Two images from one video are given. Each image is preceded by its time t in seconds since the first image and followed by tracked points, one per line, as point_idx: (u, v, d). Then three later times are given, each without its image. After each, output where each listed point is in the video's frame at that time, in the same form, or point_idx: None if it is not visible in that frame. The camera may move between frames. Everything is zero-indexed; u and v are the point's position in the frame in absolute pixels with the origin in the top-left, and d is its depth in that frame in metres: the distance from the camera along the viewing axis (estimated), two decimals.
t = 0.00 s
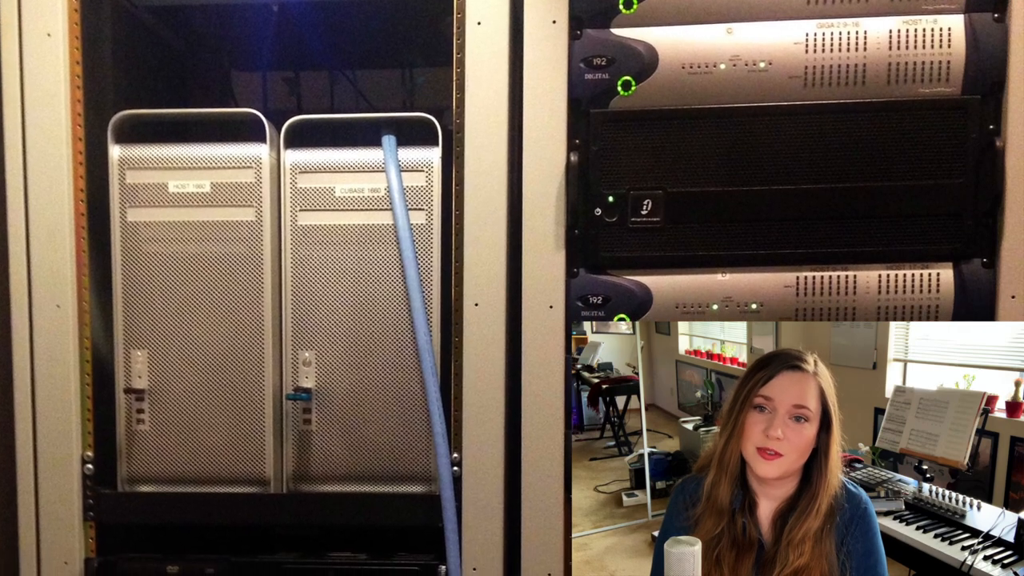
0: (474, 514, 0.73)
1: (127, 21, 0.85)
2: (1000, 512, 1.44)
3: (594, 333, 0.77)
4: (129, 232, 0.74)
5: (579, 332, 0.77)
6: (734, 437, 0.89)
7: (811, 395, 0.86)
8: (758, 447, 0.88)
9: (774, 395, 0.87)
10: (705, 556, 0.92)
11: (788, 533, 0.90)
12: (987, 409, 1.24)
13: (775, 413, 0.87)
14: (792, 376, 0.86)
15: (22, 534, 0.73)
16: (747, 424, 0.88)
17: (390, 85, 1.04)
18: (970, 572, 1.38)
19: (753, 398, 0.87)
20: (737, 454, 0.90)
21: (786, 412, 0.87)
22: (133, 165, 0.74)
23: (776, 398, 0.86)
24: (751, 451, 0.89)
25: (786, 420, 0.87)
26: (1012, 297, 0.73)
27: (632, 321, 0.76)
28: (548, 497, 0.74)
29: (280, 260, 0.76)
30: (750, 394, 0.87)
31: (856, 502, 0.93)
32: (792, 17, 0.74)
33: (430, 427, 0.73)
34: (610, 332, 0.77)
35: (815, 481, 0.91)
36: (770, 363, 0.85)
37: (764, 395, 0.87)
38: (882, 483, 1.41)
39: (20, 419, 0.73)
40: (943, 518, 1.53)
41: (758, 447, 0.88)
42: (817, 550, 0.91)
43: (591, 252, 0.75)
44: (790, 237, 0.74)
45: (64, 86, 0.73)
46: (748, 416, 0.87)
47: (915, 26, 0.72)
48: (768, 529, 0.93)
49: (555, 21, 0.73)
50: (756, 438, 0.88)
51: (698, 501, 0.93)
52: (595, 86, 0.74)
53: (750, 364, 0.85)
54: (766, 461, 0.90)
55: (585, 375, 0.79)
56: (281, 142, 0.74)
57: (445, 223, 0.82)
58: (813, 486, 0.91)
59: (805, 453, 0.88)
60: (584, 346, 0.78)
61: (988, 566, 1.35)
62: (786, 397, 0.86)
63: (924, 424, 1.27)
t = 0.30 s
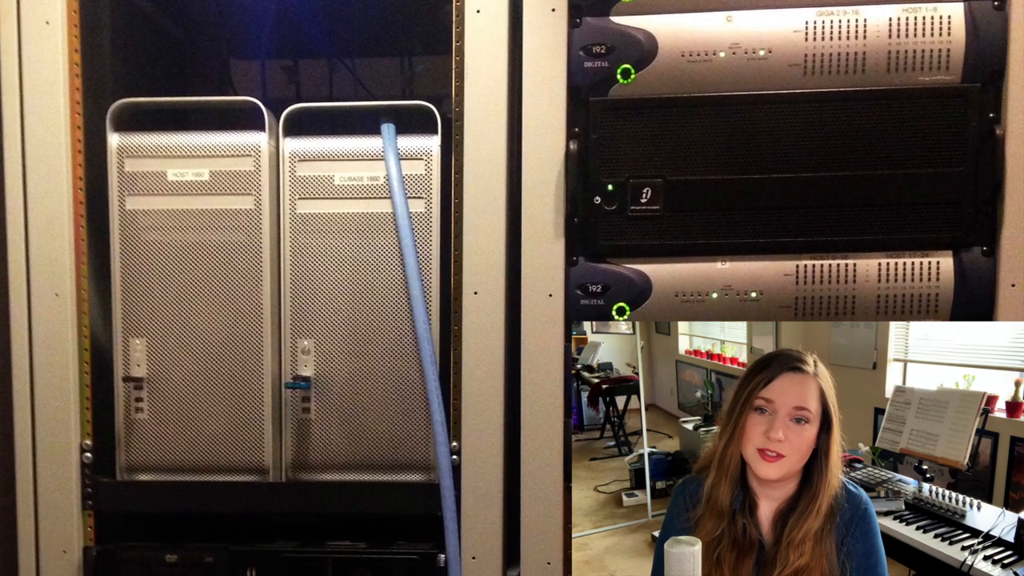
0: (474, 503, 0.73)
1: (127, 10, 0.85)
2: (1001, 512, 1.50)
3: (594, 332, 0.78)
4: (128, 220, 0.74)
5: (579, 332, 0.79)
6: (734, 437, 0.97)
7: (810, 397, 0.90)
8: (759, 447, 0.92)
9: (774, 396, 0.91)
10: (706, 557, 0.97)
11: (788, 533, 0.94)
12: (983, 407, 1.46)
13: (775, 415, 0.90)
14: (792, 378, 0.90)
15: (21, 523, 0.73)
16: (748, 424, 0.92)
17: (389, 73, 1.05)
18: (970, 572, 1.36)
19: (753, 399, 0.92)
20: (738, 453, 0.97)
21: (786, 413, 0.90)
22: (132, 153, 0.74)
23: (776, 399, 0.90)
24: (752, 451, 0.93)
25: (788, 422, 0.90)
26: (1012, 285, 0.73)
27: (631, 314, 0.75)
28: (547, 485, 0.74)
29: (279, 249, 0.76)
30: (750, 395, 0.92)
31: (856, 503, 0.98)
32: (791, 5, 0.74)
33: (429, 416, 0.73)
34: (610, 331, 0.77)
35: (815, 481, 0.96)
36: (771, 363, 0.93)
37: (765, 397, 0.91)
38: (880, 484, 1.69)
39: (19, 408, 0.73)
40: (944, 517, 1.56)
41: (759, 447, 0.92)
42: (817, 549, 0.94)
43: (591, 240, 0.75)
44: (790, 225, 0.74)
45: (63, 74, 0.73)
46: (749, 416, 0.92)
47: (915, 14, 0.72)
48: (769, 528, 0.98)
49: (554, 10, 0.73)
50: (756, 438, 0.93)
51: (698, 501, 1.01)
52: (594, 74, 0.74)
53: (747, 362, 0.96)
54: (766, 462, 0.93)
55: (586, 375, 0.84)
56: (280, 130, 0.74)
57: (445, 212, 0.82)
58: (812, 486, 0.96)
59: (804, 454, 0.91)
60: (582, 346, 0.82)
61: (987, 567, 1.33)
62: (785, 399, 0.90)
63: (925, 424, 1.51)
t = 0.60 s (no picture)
0: (473, 492, 0.73)
1: None
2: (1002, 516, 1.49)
3: (594, 332, 0.77)
4: (127, 209, 0.74)
5: (579, 332, 0.77)
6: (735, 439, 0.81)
7: (814, 395, 0.79)
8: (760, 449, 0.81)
9: (775, 396, 0.79)
10: (706, 555, 0.85)
11: (789, 533, 0.83)
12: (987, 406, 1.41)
13: (777, 415, 0.80)
14: (794, 374, 0.78)
15: (19, 512, 0.73)
16: (747, 426, 0.80)
17: (388, 61, 1.06)
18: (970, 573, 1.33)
19: (752, 400, 0.80)
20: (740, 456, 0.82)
21: (788, 414, 0.80)
22: (131, 141, 0.73)
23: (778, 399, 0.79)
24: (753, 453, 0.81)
25: (790, 422, 0.80)
26: (1012, 274, 0.73)
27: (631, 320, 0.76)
28: (547, 474, 0.74)
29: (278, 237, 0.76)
30: (751, 396, 0.79)
31: (856, 502, 0.85)
32: None
33: (428, 404, 0.73)
34: (610, 332, 0.77)
35: (816, 479, 0.83)
36: (770, 363, 0.78)
37: (765, 397, 0.79)
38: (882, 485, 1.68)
39: (17, 397, 0.73)
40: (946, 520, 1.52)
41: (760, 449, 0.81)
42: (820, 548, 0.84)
43: (590, 228, 0.75)
44: (790, 214, 0.74)
45: (62, 62, 0.73)
46: (750, 418, 0.80)
47: (915, 2, 0.72)
48: (769, 527, 0.85)
49: None
50: (757, 440, 0.81)
51: (699, 501, 0.84)
52: (593, 62, 0.74)
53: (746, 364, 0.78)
54: (767, 463, 0.83)
55: (584, 375, 0.76)
56: (279, 119, 0.74)
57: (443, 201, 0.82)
58: (814, 486, 0.83)
59: (810, 455, 0.81)
60: (584, 346, 0.77)
61: (987, 567, 1.28)
62: (788, 398, 0.79)
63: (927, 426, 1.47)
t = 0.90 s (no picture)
0: (472, 480, 0.73)
1: None
2: (999, 512, 1.37)
3: (594, 332, 0.77)
4: (126, 197, 0.73)
5: (579, 332, 0.76)
6: (738, 442, 0.89)
7: (814, 394, 0.85)
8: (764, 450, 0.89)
9: (777, 398, 0.85)
10: (707, 558, 0.93)
11: (789, 533, 0.93)
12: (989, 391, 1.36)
13: (780, 416, 0.86)
14: (793, 375, 0.84)
15: (18, 501, 0.73)
16: (750, 427, 0.86)
17: (387, 49, 1.06)
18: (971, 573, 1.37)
19: (755, 402, 0.86)
20: (741, 457, 0.90)
21: (790, 414, 0.86)
22: (129, 129, 0.73)
23: (779, 401, 0.85)
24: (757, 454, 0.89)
25: (792, 423, 0.87)
26: (1012, 263, 0.73)
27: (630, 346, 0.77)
28: (546, 463, 0.73)
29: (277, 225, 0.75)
30: (752, 397, 0.85)
31: (856, 502, 0.95)
32: None
33: (427, 392, 0.73)
34: (610, 332, 0.77)
35: (816, 477, 0.92)
36: (769, 365, 0.82)
37: (767, 399, 0.85)
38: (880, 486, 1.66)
39: (16, 385, 0.73)
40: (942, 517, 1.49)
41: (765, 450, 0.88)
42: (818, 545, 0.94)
43: (590, 216, 0.74)
44: (790, 202, 0.73)
45: (60, 49, 0.73)
46: (752, 420, 0.86)
47: None
48: (769, 527, 0.95)
49: None
50: (761, 442, 0.88)
51: (699, 502, 0.92)
52: (593, 50, 0.74)
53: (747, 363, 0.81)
54: (772, 464, 0.90)
55: (585, 374, 0.78)
56: (278, 107, 0.74)
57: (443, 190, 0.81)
58: (815, 483, 0.92)
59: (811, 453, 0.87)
60: (584, 346, 0.77)
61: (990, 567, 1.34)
62: (789, 399, 0.85)
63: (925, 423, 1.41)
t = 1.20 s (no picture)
0: (472, 469, 0.73)
1: None
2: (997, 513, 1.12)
3: (594, 332, 0.75)
4: (124, 185, 0.73)
5: (579, 332, 0.75)
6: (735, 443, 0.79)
7: (816, 395, 0.77)
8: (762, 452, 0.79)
9: (776, 398, 0.77)
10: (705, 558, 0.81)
11: (789, 533, 0.80)
12: (986, 408, 0.73)
13: (779, 416, 0.77)
14: (793, 374, 0.76)
15: (16, 490, 0.73)
16: (746, 428, 0.78)
17: (386, 37, 1.04)
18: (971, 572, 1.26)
19: (753, 400, 0.77)
20: (741, 458, 0.79)
21: (789, 415, 0.77)
22: (128, 117, 0.73)
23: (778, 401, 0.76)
24: (754, 455, 0.79)
25: (792, 423, 0.78)
26: (1012, 251, 0.73)
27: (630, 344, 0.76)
28: (545, 452, 0.73)
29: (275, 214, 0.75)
30: (751, 397, 0.77)
31: (856, 501, 0.80)
32: None
33: (426, 380, 0.72)
34: (610, 331, 0.75)
35: (815, 477, 0.79)
36: (768, 364, 0.76)
37: (765, 399, 0.77)
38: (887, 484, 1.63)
39: (15, 374, 0.73)
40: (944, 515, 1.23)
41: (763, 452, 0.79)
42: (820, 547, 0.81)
43: (589, 205, 0.74)
44: (789, 190, 0.73)
45: (59, 38, 0.72)
46: (750, 420, 0.77)
47: None
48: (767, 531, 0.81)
49: None
50: (759, 444, 0.78)
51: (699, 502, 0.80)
52: (592, 38, 0.73)
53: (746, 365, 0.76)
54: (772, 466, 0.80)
55: (584, 375, 0.75)
56: (276, 95, 0.74)
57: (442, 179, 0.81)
58: (814, 484, 0.79)
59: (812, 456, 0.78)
60: (584, 346, 0.75)
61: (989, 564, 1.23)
62: (789, 399, 0.77)
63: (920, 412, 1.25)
